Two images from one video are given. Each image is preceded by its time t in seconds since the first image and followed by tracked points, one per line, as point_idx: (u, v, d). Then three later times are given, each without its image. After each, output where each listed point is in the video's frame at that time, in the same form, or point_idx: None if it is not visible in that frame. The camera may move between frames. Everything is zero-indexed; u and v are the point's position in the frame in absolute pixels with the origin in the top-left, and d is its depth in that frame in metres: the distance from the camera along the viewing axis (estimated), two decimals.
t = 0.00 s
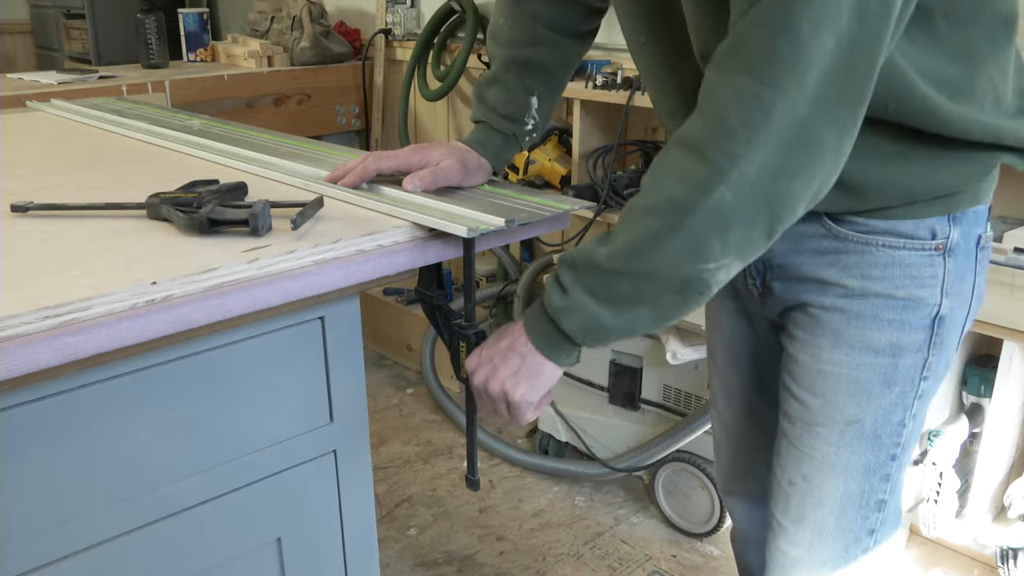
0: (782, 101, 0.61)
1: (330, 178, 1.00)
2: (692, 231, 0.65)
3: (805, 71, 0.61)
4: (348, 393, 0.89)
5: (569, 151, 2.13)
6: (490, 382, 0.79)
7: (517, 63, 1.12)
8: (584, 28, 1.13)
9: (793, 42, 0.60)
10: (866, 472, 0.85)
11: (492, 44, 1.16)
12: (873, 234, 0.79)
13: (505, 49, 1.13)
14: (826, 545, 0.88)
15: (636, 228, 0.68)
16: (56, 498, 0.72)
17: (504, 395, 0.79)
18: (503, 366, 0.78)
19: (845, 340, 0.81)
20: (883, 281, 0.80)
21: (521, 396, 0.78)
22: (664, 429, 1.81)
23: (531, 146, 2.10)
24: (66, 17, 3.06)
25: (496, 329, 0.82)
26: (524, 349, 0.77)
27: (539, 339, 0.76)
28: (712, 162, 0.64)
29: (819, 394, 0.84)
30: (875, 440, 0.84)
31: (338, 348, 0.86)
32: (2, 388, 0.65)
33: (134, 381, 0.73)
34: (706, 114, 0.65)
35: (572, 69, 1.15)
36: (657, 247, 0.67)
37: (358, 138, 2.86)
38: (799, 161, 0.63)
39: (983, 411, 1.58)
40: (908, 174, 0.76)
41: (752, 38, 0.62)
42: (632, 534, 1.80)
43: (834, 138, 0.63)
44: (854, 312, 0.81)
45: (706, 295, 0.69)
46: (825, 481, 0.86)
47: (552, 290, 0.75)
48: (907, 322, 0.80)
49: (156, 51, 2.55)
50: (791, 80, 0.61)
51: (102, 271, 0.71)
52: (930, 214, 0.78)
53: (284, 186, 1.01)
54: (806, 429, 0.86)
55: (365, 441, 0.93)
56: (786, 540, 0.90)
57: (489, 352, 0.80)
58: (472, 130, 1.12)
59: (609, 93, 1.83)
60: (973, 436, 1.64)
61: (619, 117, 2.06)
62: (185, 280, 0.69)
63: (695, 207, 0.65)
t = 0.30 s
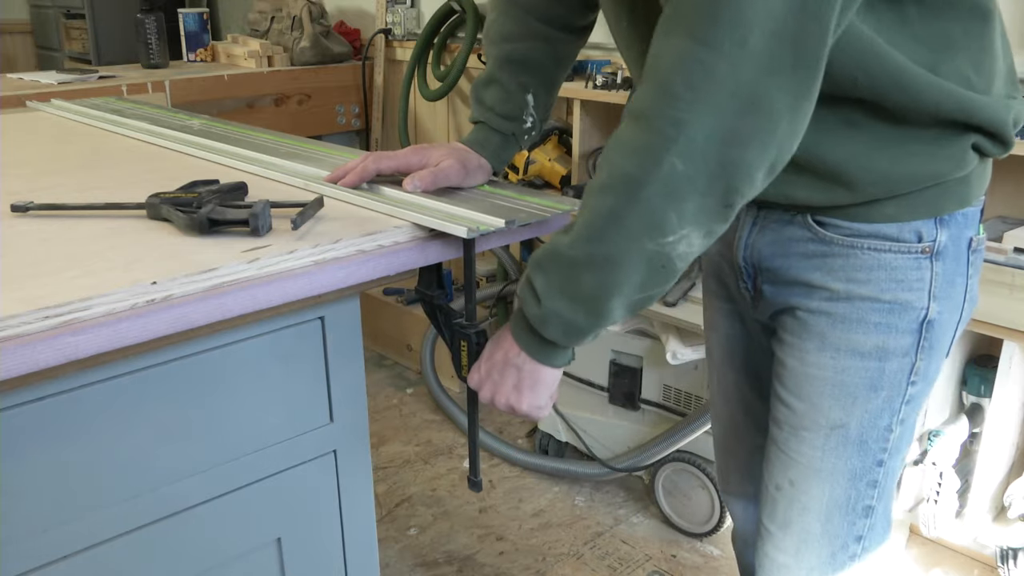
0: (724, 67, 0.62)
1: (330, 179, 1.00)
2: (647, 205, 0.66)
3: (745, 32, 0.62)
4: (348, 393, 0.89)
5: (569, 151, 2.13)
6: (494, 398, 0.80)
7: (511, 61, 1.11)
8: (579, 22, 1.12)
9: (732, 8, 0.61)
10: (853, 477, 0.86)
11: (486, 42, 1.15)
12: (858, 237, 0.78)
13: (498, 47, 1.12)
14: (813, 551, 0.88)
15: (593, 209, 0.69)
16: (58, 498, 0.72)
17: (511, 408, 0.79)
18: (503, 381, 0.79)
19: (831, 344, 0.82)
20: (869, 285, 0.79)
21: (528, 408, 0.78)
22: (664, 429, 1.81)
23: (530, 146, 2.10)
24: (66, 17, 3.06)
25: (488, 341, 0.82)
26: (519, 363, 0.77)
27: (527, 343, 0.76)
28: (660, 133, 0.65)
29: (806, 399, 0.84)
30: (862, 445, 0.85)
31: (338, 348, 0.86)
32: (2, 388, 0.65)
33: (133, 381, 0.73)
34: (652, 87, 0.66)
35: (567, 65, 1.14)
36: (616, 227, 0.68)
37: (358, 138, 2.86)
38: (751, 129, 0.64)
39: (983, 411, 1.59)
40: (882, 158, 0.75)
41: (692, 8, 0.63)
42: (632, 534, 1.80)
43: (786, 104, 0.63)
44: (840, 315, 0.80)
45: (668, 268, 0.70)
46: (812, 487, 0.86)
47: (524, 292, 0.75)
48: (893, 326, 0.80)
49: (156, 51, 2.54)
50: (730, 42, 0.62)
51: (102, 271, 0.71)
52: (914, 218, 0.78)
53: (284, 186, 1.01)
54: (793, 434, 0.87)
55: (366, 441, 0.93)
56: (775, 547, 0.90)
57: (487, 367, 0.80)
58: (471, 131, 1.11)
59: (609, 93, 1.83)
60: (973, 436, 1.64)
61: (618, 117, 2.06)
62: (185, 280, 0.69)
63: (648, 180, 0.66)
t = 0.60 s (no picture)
0: (706, 34, 0.63)
1: (330, 179, 1.00)
2: (636, 179, 0.66)
3: (725, 2, 0.62)
4: (348, 393, 0.89)
5: (569, 151, 2.13)
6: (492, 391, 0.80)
7: (509, 61, 1.11)
8: (577, 21, 1.12)
9: None
10: (837, 484, 0.86)
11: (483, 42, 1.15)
12: (842, 240, 0.79)
13: (496, 46, 1.12)
14: (797, 558, 0.89)
15: (582, 186, 0.69)
16: (59, 498, 0.72)
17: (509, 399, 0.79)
18: (500, 372, 0.79)
19: (814, 348, 0.82)
20: (852, 289, 0.80)
21: (525, 398, 0.78)
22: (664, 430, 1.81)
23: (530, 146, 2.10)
24: (66, 17, 3.06)
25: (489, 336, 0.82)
26: (516, 354, 0.77)
27: (523, 335, 0.76)
28: (645, 104, 0.65)
29: (789, 404, 0.85)
30: (845, 451, 0.85)
31: (338, 348, 0.86)
32: (2, 389, 0.65)
33: (133, 380, 0.73)
34: (634, 60, 0.66)
35: (566, 63, 1.14)
36: (607, 203, 0.68)
37: (358, 138, 2.86)
38: (736, 96, 0.64)
39: (983, 411, 1.59)
40: (866, 156, 0.74)
41: None
42: (632, 534, 1.80)
43: (769, 70, 0.64)
44: (823, 319, 0.81)
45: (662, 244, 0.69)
46: (796, 493, 0.87)
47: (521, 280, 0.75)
48: (877, 330, 0.81)
49: (156, 51, 2.54)
50: (711, 13, 0.62)
51: (101, 271, 0.71)
52: (897, 221, 0.78)
53: (285, 186, 1.01)
54: (776, 440, 0.87)
55: (366, 441, 0.93)
56: (761, 555, 0.91)
57: (487, 360, 0.80)
58: (470, 131, 1.11)
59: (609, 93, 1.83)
60: (973, 436, 1.64)
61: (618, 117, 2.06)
62: (185, 280, 0.69)
63: (635, 152, 0.66)
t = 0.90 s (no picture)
0: (695, 48, 0.63)
1: (331, 179, 1.00)
2: (635, 191, 0.67)
3: (714, 13, 0.62)
4: (349, 393, 0.89)
5: (569, 151, 2.13)
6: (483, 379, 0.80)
7: (507, 61, 1.11)
8: (575, 21, 1.12)
9: None
10: (825, 487, 0.86)
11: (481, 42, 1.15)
12: (830, 243, 0.78)
13: (494, 47, 1.12)
14: (785, 560, 0.89)
15: (586, 198, 0.70)
16: (59, 498, 0.72)
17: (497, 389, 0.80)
18: (496, 361, 0.79)
19: (802, 351, 0.82)
20: (840, 291, 0.80)
21: (512, 390, 0.79)
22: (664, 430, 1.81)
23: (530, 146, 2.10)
24: (66, 17, 3.06)
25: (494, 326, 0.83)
26: (515, 346, 0.78)
27: (525, 331, 0.76)
28: (641, 119, 0.66)
29: (777, 406, 0.85)
30: (833, 454, 0.85)
31: (338, 349, 0.86)
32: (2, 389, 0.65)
33: (133, 381, 0.73)
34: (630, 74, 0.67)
35: (564, 63, 1.14)
36: (610, 215, 0.69)
37: (358, 138, 2.86)
38: (732, 108, 0.64)
39: (983, 411, 1.59)
40: (853, 163, 0.74)
41: None
42: (632, 534, 1.80)
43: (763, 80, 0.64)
44: (811, 321, 0.81)
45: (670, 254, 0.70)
46: (783, 496, 0.87)
47: (530, 281, 0.76)
48: (865, 333, 0.81)
49: (156, 51, 2.55)
50: (701, 24, 0.63)
51: (101, 271, 0.71)
52: (885, 225, 0.78)
53: (285, 186, 1.01)
54: (764, 442, 0.87)
55: (366, 441, 0.93)
56: (750, 558, 0.91)
57: (485, 348, 0.81)
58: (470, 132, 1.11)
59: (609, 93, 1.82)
60: (973, 436, 1.64)
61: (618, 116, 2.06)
62: (185, 280, 0.69)
63: (634, 166, 0.67)
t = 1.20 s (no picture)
0: (695, 67, 0.63)
1: (330, 179, 1.00)
2: (639, 205, 0.68)
3: (714, 32, 0.62)
4: (349, 393, 0.89)
5: (569, 151, 2.13)
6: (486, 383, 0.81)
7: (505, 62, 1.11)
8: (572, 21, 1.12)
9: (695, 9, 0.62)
10: (817, 493, 0.86)
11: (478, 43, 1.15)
12: (821, 247, 0.78)
13: (491, 48, 1.12)
14: (777, 565, 0.89)
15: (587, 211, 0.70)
16: (59, 497, 0.72)
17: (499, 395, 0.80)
18: (498, 366, 0.79)
19: (793, 356, 0.82)
20: (832, 296, 0.80)
21: (515, 395, 0.79)
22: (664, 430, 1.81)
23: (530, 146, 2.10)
24: (66, 17, 3.06)
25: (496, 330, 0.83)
26: (519, 351, 0.78)
27: (531, 342, 0.77)
28: (641, 134, 0.66)
29: (768, 411, 0.85)
30: (825, 461, 0.85)
31: (338, 349, 0.86)
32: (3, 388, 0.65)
33: (133, 380, 0.73)
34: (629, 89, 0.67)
35: (562, 63, 1.14)
36: (612, 228, 0.69)
37: (358, 138, 2.86)
38: (732, 126, 0.65)
39: (983, 411, 1.59)
40: (846, 170, 0.74)
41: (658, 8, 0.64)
42: (632, 534, 1.80)
43: (761, 97, 0.65)
44: (803, 326, 0.81)
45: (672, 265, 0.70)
46: (774, 503, 0.87)
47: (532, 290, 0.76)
48: (856, 339, 0.81)
49: (156, 51, 2.55)
50: (700, 44, 0.63)
51: (101, 271, 0.71)
52: (877, 230, 0.78)
53: (285, 186, 1.01)
54: (756, 447, 0.87)
55: (366, 441, 0.93)
56: (741, 562, 0.91)
57: (487, 352, 0.81)
58: (469, 133, 1.11)
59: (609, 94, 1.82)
60: (973, 436, 1.64)
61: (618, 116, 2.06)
62: (185, 280, 0.69)
63: (636, 181, 0.67)
